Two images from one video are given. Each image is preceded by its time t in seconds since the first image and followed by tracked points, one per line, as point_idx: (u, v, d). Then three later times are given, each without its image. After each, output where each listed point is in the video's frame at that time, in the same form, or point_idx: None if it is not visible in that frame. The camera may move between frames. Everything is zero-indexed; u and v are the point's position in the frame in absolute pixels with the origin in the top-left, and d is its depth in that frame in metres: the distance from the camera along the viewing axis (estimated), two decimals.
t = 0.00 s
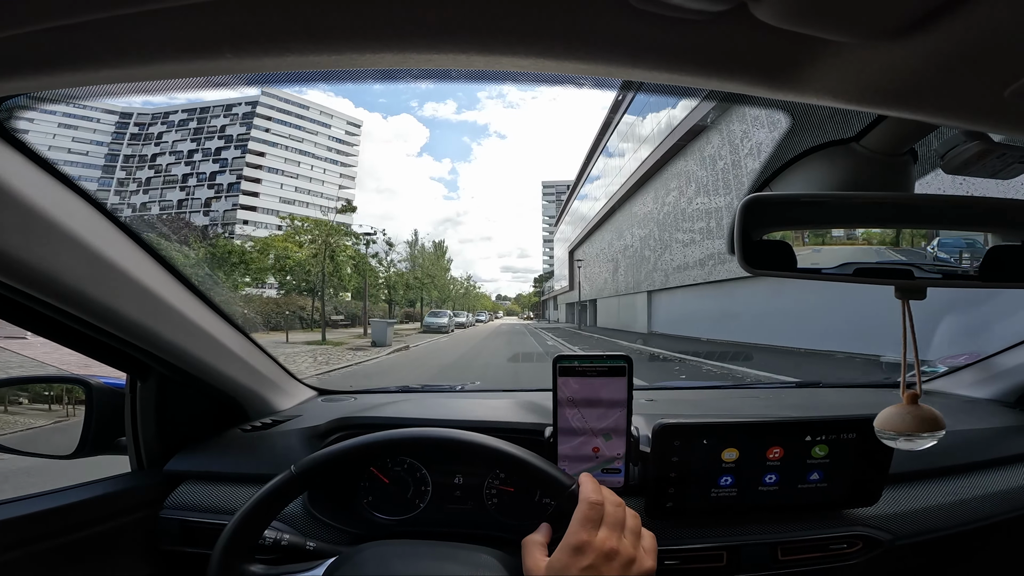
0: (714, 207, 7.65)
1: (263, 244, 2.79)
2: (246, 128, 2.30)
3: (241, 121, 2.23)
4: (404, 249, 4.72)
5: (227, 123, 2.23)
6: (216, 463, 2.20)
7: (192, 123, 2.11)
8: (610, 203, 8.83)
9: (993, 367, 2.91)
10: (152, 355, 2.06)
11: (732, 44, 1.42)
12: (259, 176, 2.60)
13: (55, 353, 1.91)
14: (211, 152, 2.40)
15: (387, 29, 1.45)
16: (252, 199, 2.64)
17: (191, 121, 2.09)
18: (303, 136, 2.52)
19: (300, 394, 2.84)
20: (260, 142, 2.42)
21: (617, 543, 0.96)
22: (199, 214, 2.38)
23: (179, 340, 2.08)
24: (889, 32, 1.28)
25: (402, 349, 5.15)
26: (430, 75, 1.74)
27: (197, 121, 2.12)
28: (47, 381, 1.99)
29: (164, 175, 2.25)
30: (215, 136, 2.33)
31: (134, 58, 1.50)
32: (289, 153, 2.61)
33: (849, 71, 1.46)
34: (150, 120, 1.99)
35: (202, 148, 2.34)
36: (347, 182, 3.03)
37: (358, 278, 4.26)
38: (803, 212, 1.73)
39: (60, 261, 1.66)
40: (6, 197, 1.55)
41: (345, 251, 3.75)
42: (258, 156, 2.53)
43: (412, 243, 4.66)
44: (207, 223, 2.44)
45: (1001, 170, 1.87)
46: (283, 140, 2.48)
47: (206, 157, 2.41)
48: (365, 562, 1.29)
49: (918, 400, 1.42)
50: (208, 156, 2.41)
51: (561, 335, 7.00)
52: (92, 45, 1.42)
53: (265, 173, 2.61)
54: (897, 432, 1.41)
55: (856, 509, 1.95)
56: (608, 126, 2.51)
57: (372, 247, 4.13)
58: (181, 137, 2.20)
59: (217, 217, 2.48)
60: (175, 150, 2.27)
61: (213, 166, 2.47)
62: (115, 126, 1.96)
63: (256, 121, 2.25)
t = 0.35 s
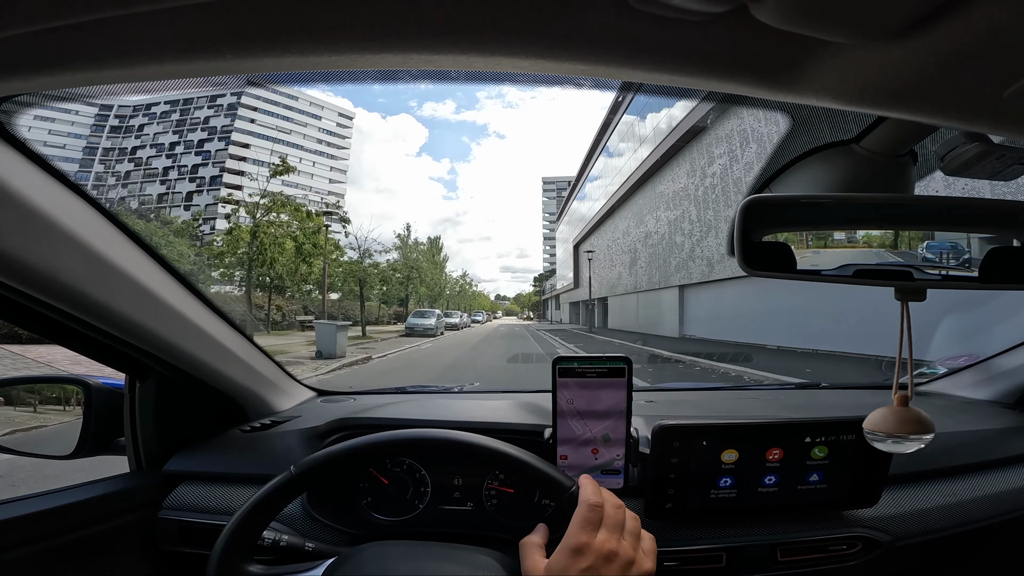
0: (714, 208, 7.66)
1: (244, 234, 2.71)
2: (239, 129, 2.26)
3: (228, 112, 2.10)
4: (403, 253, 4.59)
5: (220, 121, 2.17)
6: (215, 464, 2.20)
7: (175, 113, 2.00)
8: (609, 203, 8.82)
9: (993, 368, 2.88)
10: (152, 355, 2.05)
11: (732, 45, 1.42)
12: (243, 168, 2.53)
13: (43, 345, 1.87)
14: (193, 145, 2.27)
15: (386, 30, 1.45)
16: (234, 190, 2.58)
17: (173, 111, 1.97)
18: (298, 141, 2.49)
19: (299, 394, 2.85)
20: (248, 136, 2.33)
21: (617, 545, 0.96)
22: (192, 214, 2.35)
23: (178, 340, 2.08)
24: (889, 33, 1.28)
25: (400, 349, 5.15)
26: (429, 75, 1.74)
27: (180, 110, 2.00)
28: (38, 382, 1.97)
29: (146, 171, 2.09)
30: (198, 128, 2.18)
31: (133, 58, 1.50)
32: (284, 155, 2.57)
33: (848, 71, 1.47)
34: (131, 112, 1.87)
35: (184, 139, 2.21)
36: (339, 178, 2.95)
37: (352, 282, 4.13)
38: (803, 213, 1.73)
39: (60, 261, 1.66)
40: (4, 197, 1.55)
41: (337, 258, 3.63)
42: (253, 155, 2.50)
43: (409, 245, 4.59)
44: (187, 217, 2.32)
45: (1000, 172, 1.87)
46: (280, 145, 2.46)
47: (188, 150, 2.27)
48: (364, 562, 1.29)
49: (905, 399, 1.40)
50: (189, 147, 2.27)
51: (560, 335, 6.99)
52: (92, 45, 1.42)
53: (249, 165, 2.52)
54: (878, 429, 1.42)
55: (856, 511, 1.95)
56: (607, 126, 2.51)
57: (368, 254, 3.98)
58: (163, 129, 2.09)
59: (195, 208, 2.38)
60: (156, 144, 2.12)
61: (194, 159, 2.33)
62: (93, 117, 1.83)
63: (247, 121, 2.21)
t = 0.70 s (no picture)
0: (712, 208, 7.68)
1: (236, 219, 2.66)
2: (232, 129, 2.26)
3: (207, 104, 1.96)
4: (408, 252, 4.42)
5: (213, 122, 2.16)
6: (215, 463, 2.20)
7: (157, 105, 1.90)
8: (608, 204, 8.80)
9: (993, 368, 2.88)
10: (152, 354, 2.05)
11: (732, 45, 1.42)
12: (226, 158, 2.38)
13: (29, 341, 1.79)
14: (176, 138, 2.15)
15: (386, 29, 1.45)
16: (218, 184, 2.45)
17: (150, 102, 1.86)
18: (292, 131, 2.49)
19: (299, 394, 2.85)
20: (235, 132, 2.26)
21: (615, 543, 0.96)
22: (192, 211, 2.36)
23: (178, 339, 2.08)
24: (889, 33, 1.28)
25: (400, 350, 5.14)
26: (429, 75, 1.74)
27: (159, 104, 1.88)
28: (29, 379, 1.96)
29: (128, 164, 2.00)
30: (179, 119, 2.04)
31: (133, 56, 1.50)
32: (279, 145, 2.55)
33: (847, 72, 1.47)
34: (110, 103, 1.80)
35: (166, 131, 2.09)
36: (328, 170, 2.89)
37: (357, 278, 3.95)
38: (803, 213, 1.73)
39: (60, 261, 1.66)
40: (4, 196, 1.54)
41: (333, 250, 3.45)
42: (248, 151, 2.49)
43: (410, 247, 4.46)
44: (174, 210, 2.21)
45: (1000, 173, 1.87)
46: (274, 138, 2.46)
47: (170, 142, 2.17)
48: (364, 562, 1.29)
49: (899, 395, 1.34)
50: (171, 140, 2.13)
51: (559, 335, 6.99)
52: (92, 45, 1.42)
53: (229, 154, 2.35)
54: (871, 424, 1.36)
55: (855, 511, 1.95)
56: (606, 126, 2.51)
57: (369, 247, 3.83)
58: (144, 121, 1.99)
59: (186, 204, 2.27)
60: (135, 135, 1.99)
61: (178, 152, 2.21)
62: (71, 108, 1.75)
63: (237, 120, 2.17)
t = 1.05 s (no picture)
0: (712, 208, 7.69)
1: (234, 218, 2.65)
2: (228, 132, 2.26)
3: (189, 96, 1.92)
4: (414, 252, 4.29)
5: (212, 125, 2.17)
6: (215, 463, 2.20)
7: (133, 97, 1.84)
8: (607, 204, 8.80)
9: (991, 369, 2.92)
10: (151, 354, 2.05)
11: (732, 45, 1.42)
12: (204, 151, 2.29)
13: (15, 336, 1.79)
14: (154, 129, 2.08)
15: (385, 30, 1.45)
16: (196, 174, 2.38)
17: (126, 94, 1.81)
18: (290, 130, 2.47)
19: (299, 395, 2.85)
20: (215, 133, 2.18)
21: (614, 542, 0.96)
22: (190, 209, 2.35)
23: (177, 339, 2.08)
24: (889, 33, 1.28)
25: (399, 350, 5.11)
26: (428, 75, 1.74)
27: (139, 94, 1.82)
28: (28, 378, 1.95)
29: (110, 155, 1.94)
30: (158, 109, 1.98)
31: (133, 56, 1.50)
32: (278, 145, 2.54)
33: (846, 72, 1.47)
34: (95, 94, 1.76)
35: (141, 122, 2.01)
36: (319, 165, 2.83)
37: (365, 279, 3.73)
38: (803, 213, 1.73)
39: (59, 260, 1.65)
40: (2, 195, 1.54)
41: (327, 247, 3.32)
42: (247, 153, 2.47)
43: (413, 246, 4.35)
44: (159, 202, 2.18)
45: (999, 173, 1.87)
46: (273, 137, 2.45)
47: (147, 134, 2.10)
48: (363, 562, 1.29)
49: (911, 399, 1.47)
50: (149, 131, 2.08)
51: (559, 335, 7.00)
52: (91, 44, 1.42)
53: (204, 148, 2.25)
54: (883, 429, 1.47)
55: (854, 511, 1.95)
56: (604, 126, 2.51)
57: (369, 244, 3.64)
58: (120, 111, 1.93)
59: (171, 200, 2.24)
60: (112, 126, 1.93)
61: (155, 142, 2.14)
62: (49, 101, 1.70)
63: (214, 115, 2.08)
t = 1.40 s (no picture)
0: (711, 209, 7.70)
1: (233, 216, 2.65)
2: (226, 131, 2.25)
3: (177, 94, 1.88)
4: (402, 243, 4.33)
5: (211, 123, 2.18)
6: (215, 462, 2.20)
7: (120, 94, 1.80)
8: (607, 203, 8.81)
9: (990, 368, 2.89)
10: (151, 354, 2.06)
11: (731, 44, 1.42)
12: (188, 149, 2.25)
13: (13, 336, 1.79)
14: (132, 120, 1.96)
15: (385, 29, 1.45)
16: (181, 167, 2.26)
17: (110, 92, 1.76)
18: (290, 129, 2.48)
19: (299, 394, 2.86)
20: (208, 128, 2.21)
21: (612, 540, 0.96)
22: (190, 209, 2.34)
23: (177, 339, 2.08)
24: (889, 33, 1.28)
25: (399, 349, 5.10)
26: (428, 74, 1.74)
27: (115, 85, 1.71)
28: (38, 378, 1.99)
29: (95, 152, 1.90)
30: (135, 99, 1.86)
31: (132, 55, 1.50)
32: (279, 144, 2.55)
33: (846, 71, 1.47)
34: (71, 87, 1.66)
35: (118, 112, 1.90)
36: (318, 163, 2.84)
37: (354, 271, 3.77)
38: (802, 213, 1.74)
39: (58, 261, 1.65)
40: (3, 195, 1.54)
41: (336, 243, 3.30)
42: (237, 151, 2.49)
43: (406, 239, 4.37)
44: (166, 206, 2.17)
45: (999, 172, 1.86)
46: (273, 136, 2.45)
47: (123, 123, 1.96)
48: (363, 562, 1.29)
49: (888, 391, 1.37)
50: (141, 132, 2.03)
51: (558, 335, 7.01)
52: (91, 44, 1.42)
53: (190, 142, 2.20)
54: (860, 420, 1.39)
55: (854, 510, 1.95)
56: (603, 126, 2.51)
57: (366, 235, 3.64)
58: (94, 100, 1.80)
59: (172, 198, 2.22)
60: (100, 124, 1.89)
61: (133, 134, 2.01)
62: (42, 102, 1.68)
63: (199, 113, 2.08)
